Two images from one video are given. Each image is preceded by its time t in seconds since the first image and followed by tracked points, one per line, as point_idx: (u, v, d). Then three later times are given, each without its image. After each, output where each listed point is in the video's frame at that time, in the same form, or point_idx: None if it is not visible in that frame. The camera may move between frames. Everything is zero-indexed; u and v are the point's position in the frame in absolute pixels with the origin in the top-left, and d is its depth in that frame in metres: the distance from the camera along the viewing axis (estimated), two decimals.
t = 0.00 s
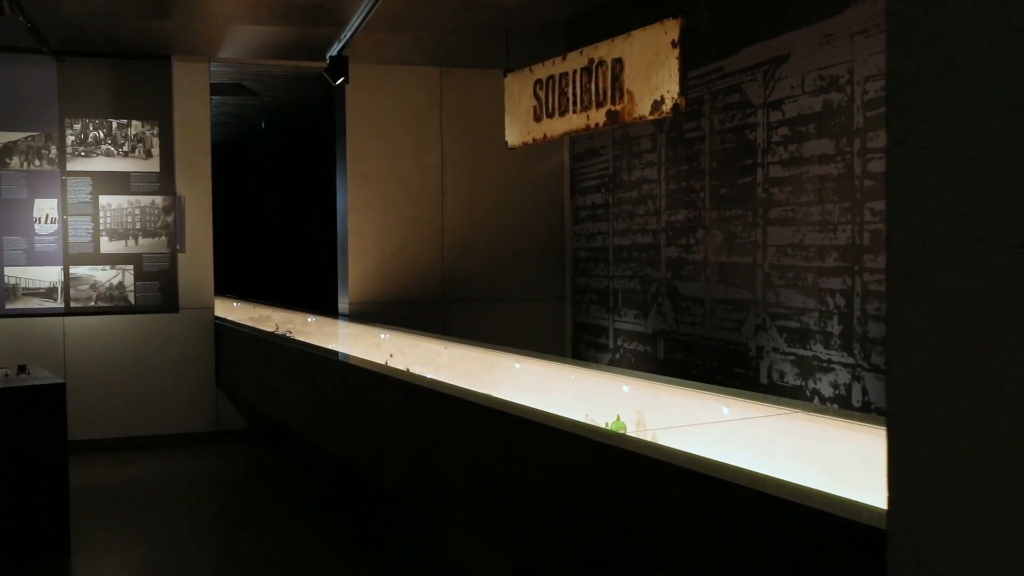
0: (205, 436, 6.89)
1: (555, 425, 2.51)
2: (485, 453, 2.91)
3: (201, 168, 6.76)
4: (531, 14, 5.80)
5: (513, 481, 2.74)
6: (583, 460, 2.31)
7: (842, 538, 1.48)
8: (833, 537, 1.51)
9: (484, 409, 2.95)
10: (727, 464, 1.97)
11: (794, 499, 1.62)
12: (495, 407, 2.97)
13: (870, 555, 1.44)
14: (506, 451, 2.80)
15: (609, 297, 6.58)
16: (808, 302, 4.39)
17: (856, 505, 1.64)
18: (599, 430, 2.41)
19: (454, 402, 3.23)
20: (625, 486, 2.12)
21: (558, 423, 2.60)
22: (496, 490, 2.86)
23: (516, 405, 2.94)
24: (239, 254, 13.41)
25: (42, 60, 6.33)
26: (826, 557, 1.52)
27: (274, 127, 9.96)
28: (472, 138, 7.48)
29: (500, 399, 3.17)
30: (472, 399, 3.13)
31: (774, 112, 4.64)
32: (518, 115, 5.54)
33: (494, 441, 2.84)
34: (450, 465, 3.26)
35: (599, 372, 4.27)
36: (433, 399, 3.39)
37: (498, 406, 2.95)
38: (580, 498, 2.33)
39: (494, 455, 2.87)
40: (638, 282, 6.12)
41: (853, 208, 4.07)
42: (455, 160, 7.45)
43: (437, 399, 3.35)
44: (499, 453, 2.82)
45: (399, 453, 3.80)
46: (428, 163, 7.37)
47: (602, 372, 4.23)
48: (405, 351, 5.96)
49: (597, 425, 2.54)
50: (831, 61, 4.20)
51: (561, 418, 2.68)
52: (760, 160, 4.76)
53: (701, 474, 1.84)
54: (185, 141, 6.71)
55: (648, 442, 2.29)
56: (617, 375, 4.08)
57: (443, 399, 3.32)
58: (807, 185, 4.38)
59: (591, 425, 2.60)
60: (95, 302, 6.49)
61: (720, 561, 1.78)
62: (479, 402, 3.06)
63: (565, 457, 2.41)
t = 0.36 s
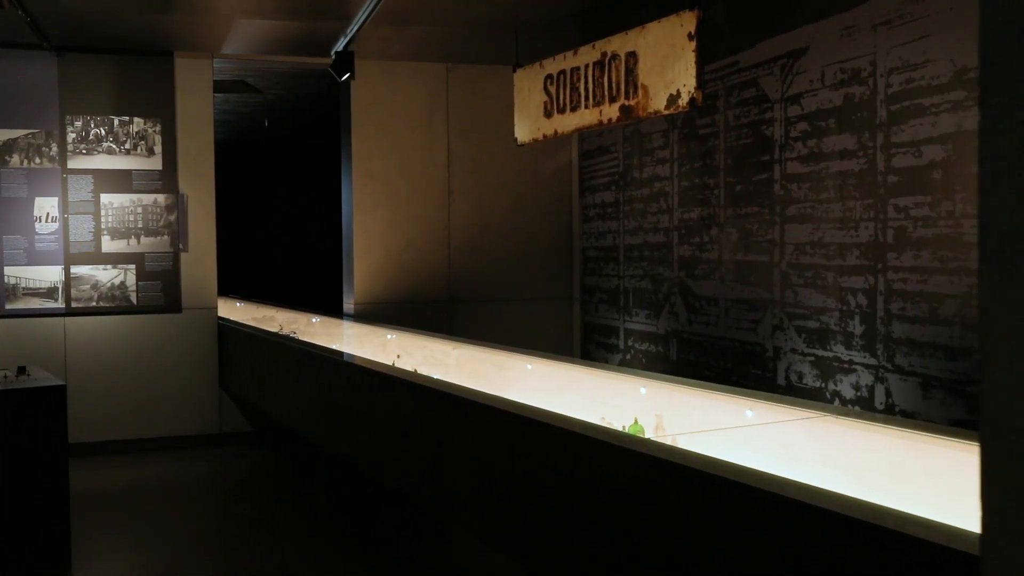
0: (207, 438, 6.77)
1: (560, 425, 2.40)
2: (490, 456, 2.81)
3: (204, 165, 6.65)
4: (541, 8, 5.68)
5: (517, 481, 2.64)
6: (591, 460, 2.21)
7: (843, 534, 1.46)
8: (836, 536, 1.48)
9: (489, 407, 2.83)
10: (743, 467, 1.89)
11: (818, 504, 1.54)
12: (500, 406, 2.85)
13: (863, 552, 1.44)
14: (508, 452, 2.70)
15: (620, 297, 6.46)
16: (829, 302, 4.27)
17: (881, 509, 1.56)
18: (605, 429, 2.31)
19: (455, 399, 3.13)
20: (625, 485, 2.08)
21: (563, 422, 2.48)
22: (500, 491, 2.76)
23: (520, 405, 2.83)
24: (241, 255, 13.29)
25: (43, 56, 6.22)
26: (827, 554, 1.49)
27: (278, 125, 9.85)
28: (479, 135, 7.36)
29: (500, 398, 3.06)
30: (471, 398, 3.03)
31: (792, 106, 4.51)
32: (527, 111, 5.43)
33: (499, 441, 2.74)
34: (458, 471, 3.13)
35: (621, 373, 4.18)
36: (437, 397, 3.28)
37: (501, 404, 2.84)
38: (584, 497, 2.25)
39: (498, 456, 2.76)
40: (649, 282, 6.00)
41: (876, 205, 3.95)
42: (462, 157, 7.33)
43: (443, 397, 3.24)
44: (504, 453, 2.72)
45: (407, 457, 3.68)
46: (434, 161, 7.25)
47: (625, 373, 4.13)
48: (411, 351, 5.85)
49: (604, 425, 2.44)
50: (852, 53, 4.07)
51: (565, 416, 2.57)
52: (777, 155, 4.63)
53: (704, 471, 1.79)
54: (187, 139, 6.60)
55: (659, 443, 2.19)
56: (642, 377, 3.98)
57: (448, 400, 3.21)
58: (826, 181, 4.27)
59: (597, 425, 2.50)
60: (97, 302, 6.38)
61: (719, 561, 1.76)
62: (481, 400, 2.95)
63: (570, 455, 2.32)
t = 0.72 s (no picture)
0: (204, 441, 6.63)
1: (560, 426, 2.33)
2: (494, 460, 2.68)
3: (201, 163, 6.52)
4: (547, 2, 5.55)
5: (519, 487, 2.52)
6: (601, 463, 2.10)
7: (845, 534, 1.45)
8: (837, 536, 1.47)
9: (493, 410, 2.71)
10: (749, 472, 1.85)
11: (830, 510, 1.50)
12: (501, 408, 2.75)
13: (864, 553, 1.43)
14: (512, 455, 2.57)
15: (625, 298, 6.34)
16: (846, 303, 4.15)
17: (895, 516, 1.53)
18: (606, 432, 2.25)
19: (457, 401, 3.00)
20: (625, 484, 2.02)
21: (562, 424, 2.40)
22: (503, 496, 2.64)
23: (521, 407, 2.75)
24: (238, 254, 13.13)
25: (36, 50, 6.06)
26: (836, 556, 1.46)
27: (276, 122, 9.70)
28: (481, 132, 7.24)
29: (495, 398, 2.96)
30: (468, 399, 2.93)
31: (807, 101, 4.39)
32: (533, 107, 5.30)
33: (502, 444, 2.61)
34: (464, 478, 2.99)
35: (633, 376, 4.06)
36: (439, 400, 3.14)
37: (499, 405, 2.74)
38: (592, 499, 2.15)
39: (502, 461, 2.64)
40: (656, 282, 5.88)
41: (897, 202, 3.83)
42: (464, 155, 7.20)
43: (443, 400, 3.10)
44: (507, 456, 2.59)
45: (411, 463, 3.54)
46: (435, 158, 7.12)
47: (638, 376, 4.01)
48: (412, 352, 5.72)
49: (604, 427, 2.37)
50: (871, 46, 3.95)
51: (563, 418, 2.50)
52: (791, 152, 4.51)
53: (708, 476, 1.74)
54: (184, 136, 6.47)
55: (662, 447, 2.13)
56: (655, 380, 3.86)
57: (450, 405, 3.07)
58: (843, 178, 4.14)
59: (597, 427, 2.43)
60: (91, 303, 6.24)
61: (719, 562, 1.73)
62: (477, 400, 2.87)
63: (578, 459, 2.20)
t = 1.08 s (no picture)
0: (204, 447, 6.49)
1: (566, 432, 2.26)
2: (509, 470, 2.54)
3: (202, 162, 6.39)
4: None
5: (537, 500, 2.38)
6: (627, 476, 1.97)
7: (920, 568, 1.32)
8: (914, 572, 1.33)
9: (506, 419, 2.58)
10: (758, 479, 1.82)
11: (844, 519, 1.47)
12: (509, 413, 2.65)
13: (864, 553, 1.43)
14: (525, 464, 2.44)
15: (635, 300, 6.21)
16: (869, 306, 4.01)
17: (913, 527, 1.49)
18: (613, 438, 2.19)
19: (465, 408, 2.85)
20: (661, 504, 1.88)
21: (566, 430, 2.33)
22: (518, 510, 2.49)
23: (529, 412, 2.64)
24: (239, 254, 12.99)
25: (32, 48, 5.93)
26: (839, 556, 1.46)
27: (277, 121, 9.56)
28: (486, 131, 7.11)
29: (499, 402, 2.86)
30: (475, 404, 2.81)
31: (828, 98, 4.25)
32: (543, 104, 5.16)
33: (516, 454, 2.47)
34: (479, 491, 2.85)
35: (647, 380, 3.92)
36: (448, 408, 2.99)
37: (506, 410, 2.65)
38: (617, 513, 2.03)
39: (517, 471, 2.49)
40: (668, 284, 5.75)
41: (923, 202, 3.69)
42: (469, 155, 7.07)
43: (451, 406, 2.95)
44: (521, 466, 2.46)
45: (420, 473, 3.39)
46: (441, 158, 6.99)
47: (653, 380, 3.87)
48: (416, 356, 5.60)
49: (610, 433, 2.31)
50: (896, 41, 3.82)
51: (568, 424, 2.43)
52: (811, 151, 4.38)
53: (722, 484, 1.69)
54: (184, 134, 6.33)
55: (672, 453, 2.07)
56: (670, 385, 3.72)
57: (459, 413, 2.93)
58: (866, 177, 4.01)
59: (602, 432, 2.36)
60: (89, 305, 6.10)
61: (721, 562, 1.72)
62: (481, 404, 2.78)
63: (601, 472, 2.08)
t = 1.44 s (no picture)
0: (205, 450, 6.36)
1: (576, 439, 2.18)
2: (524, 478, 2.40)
3: (202, 159, 6.25)
4: None
5: (555, 514, 2.25)
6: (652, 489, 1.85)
7: None
8: None
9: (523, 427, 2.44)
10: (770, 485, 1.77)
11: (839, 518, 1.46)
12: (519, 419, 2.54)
13: (864, 553, 1.40)
14: (542, 474, 2.32)
15: (646, 301, 6.08)
16: (892, 307, 3.89)
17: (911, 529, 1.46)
18: (625, 445, 2.11)
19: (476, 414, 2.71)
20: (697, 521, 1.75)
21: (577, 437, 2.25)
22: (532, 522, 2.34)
23: (539, 417, 2.54)
24: (239, 253, 12.85)
25: (29, 43, 5.80)
26: (839, 555, 1.43)
27: (279, 119, 9.43)
28: (491, 128, 6.97)
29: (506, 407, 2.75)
30: (482, 408, 2.70)
31: (848, 93, 4.12)
32: (552, 100, 5.04)
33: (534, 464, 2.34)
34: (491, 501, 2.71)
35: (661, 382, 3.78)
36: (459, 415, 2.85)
37: (513, 416, 2.55)
38: (643, 527, 1.90)
39: (533, 480, 2.36)
40: (679, 284, 5.63)
41: (951, 200, 3.57)
42: (474, 152, 6.94)
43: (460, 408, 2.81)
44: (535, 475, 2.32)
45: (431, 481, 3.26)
46: (447, 155, 6.86)
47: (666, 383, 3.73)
48: (422, 357, 5.46)
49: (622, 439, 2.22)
50: (922, 33, 3.69)
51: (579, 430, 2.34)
52: (831, 147, 4.25)
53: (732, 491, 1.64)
54: (184, 131, 6.19)
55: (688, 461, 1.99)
56: (684, 388, 3.58)
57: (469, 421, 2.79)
58: (890, 175, 3.88)
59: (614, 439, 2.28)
60: (87, 306, 5.98)
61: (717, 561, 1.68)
62: (488, 408, 2.68)
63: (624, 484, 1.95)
